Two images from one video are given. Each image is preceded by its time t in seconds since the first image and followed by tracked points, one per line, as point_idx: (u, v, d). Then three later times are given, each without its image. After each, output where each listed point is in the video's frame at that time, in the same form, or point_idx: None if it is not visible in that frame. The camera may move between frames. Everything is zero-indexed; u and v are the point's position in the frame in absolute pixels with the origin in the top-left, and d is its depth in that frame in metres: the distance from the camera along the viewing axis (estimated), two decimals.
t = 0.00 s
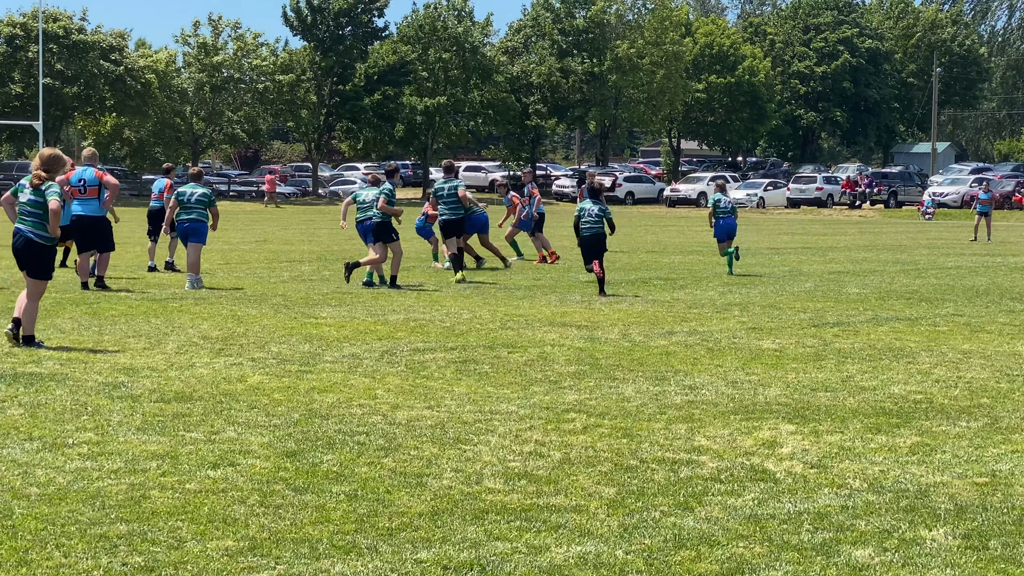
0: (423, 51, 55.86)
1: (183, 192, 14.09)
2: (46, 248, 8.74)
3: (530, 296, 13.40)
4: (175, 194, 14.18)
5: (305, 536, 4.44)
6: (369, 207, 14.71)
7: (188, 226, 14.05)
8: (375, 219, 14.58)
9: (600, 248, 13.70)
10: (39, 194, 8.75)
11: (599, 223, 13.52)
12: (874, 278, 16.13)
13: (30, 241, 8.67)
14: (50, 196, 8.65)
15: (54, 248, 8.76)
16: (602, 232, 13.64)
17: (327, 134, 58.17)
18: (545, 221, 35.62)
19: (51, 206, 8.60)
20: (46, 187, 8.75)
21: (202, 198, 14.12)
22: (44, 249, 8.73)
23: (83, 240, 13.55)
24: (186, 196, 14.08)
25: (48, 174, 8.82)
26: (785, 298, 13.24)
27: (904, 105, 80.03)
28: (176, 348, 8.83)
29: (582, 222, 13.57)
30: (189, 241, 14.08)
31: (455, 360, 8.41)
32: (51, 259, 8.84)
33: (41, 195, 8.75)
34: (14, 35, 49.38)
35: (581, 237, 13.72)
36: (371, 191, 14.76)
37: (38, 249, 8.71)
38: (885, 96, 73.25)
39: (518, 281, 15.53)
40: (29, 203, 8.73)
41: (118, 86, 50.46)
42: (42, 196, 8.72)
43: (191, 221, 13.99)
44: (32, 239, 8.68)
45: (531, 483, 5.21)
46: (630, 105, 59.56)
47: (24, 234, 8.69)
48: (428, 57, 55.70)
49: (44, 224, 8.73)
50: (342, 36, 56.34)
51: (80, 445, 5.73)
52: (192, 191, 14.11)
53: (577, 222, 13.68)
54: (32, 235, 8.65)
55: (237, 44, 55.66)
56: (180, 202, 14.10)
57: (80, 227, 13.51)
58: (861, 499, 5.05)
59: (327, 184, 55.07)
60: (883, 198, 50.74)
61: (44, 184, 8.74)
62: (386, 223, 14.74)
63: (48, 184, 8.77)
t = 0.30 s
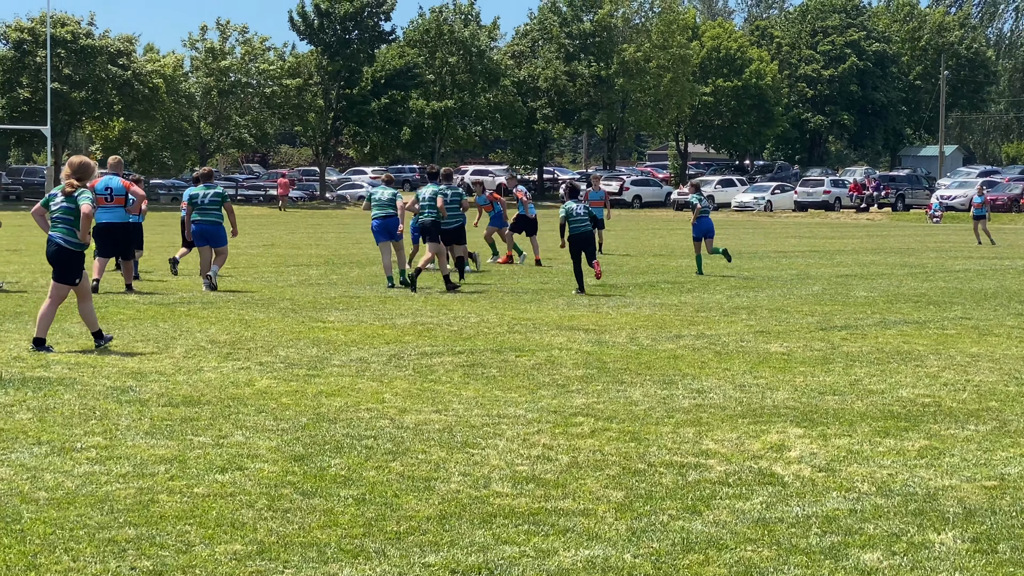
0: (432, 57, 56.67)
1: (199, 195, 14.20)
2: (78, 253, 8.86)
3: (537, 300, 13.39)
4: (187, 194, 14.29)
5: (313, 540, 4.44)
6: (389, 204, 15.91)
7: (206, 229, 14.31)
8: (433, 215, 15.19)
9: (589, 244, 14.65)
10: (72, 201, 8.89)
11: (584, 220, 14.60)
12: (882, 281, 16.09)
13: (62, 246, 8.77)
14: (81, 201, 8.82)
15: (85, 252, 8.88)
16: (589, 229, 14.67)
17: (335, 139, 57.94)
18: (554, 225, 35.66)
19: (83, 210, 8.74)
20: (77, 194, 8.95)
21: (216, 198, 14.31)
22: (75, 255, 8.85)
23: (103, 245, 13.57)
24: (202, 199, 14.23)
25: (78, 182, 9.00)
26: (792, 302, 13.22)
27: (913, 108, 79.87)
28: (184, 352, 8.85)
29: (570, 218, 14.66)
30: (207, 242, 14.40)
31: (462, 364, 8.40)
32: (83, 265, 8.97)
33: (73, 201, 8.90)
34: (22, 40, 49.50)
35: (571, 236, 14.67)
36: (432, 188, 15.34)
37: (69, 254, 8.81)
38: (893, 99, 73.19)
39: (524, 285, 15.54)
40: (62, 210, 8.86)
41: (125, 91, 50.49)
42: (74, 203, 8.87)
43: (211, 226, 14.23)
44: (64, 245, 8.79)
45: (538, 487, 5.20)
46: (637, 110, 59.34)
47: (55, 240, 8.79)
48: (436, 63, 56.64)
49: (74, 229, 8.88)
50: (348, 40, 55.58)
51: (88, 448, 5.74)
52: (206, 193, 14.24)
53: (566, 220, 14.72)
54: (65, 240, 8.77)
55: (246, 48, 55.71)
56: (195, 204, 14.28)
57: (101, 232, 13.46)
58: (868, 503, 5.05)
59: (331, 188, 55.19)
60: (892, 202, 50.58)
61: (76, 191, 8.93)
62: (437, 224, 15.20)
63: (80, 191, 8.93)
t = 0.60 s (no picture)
0: (447, 60, 55.94)
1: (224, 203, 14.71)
2: (125, 253, 9.10)
3: (553, 303, 13.39)
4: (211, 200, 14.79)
5: (328, 545, 4.45)
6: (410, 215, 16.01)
7: (231, 235, 14.87)
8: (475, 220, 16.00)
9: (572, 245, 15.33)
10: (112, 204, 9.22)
11: (569, 219, 15.29)
12: (898, 285, 16.04)
13: (109, 249, 9.08)
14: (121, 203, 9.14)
15: (132, 252, 9.11)
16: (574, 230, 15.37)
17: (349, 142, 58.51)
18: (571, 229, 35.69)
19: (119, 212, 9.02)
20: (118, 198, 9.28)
21: (240, 206, 14.80)
22: (123, 255, 9.09)
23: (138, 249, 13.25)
24: (226, 206, 14.73)
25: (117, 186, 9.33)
26: (808, 305, 13.18)
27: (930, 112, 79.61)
28: (200, 356, 8.87)
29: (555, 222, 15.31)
30: (228, 248, 14.94)
31: (477, 368, 8.40)
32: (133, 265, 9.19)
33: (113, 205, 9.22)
34: (39, 45, 49.86)
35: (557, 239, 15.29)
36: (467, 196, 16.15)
37: (117, 255, 9.07)
38: (908, 103, 73.12)
39: (538, 288, 15.57)
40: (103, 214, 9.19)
41: (141, 96, 50.65)
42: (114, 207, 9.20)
43: (238, 232, 14.81)
44: (111, 247, 9.08)
45: (554, 490, 5.20)
46: (652, 113, 59.54)
47: (103, 245, 9.12)
48: (451, 67, 55.89)
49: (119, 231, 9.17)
50: (363, 44, 56.71)
51: (105, 452, 5.75)
52: (230, 201, 14.76)
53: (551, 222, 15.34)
54: (110, 244, 9.08)
55: (262, 52, 55.17)
56: (220, 211, 14.73)
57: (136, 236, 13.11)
58: (884, 507, 5.04)
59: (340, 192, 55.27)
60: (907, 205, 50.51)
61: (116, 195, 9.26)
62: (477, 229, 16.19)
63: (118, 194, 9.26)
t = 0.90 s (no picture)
0: (467, 63, 56.24)
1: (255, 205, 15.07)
2: (172, 259, 9.31)
3: (574, 307, 13.39)
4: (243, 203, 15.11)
5: (349, 548, 4.45)
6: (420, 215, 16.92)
7: (261, 235, 15.30)
8: (513, 228, 16.15)
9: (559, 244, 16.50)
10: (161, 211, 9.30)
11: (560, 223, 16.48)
12: (920, 289, 15.98)
13: (156, 255, 9.25)
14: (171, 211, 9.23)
15: (179, 258, 9.34)
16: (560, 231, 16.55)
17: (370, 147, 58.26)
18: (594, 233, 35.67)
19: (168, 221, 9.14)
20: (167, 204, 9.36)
21: (271, 207, 15.17)
22: (170, 261, 9.32)
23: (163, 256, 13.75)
24: (257, 208, 15.08)
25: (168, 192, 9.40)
26: (829, 309, 13.14)
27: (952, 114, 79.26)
28: (222, 361, 8.88)
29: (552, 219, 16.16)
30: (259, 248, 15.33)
31: (498, 372, 8.40)
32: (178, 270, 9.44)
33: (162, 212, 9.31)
34: (62, 51, 50.09)
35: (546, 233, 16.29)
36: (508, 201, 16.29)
37: (164, 261, 9.29)
38: (930, 106, 72.95)
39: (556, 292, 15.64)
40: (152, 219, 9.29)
41: (164, 100, 50.91)
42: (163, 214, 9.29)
43: (267, 233, 15.26)
44: (159, 254, 9.27)
45: (575, 494, 5.20)
46: (673, 116, 59.47)
47: (150, 250, 9.27)
48: (472, 71, 56.03)
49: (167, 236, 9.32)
50: (383, 49, 56.36)
51: (126, 456, 5.77)
52: (261, 202, 15.11)
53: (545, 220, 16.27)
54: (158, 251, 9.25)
55: (282, 56, 55.80)
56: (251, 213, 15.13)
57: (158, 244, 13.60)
58: (907, 511, 5.02)
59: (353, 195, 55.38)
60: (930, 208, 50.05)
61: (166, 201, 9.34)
62: (517, 236, 16.24)
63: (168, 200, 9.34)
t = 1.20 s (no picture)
0: (491, 68, 56.02)
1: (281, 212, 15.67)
2: (229, 260, 9.47)
3: (597, 311, 13.37)
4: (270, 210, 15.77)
5: (373, 552, 4.45)
6: (426, 217, 17.09)
7: (288, 242, 15.81)
8: (543, 233, 16.19)
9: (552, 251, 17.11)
10: (220, 215, 9.42)
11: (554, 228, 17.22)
12: (944, 293, 15.90)
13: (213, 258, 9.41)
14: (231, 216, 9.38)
15: (235, 260, 9.49)
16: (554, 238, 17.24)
17: (394, 150, 58.69)
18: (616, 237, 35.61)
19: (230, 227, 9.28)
20: (225, 209, 9.49)
21: (297, 214, 15.76)
22: (226, 262, 9.47)
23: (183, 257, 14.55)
24: (283, 213, 15.67)
25: (224, 197, 9.51)
26: (854, 313, 13.07)
27: (974, 116, 78.80)
28: (246, 365, 8.90)
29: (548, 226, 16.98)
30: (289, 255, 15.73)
31: (522, 376, 8.39)
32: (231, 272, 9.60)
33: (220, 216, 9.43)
34: (88, 56, 50.19)
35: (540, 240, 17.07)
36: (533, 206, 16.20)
37: (222, 263, 9.45)
38: (956, 109, 72.39)
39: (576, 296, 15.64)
40: (211, 222, 9.40)
41: (188, 105, 51.14)
42: (223, 217, 9.43)
43: (293, 239, 15.77)
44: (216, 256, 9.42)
45: (599, 499, 5.20)
46: (697, 121, 59.13)
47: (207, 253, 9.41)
48: (495, 75, 55.93)
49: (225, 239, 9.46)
50: (408, 53, 57.25)
51: (151, 460, 5.79)
52: (288, 208, 15.71)
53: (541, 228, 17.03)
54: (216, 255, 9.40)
55: (306, 62, 55.89)
56: (279, 219, 15.68)
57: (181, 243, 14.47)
58: (932, 516, 5.00)
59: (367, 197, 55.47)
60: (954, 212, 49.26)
61: (224, 205, 9.47)
62: (545, 242, 16.31)
63: (226, 204, 9.47)
